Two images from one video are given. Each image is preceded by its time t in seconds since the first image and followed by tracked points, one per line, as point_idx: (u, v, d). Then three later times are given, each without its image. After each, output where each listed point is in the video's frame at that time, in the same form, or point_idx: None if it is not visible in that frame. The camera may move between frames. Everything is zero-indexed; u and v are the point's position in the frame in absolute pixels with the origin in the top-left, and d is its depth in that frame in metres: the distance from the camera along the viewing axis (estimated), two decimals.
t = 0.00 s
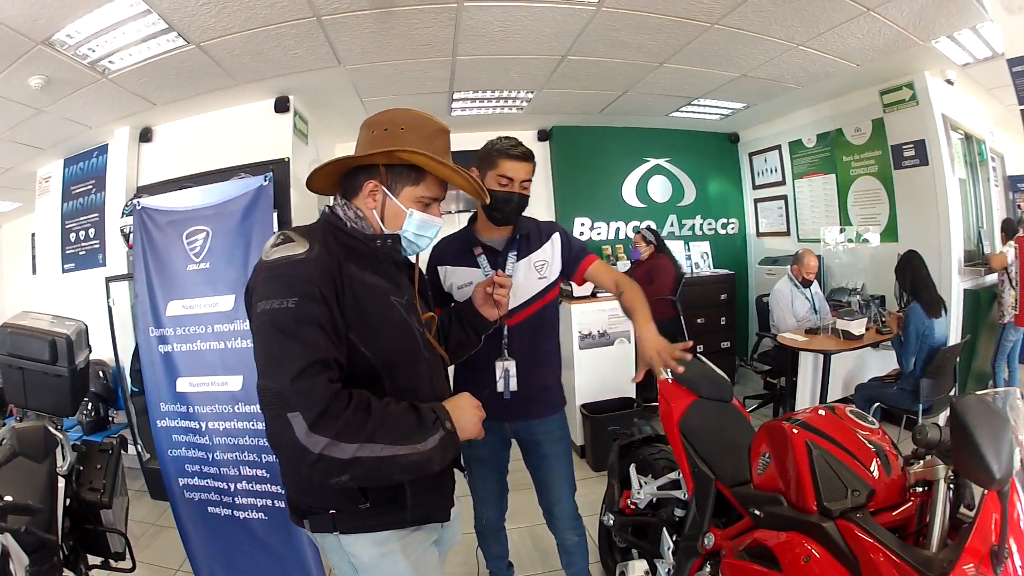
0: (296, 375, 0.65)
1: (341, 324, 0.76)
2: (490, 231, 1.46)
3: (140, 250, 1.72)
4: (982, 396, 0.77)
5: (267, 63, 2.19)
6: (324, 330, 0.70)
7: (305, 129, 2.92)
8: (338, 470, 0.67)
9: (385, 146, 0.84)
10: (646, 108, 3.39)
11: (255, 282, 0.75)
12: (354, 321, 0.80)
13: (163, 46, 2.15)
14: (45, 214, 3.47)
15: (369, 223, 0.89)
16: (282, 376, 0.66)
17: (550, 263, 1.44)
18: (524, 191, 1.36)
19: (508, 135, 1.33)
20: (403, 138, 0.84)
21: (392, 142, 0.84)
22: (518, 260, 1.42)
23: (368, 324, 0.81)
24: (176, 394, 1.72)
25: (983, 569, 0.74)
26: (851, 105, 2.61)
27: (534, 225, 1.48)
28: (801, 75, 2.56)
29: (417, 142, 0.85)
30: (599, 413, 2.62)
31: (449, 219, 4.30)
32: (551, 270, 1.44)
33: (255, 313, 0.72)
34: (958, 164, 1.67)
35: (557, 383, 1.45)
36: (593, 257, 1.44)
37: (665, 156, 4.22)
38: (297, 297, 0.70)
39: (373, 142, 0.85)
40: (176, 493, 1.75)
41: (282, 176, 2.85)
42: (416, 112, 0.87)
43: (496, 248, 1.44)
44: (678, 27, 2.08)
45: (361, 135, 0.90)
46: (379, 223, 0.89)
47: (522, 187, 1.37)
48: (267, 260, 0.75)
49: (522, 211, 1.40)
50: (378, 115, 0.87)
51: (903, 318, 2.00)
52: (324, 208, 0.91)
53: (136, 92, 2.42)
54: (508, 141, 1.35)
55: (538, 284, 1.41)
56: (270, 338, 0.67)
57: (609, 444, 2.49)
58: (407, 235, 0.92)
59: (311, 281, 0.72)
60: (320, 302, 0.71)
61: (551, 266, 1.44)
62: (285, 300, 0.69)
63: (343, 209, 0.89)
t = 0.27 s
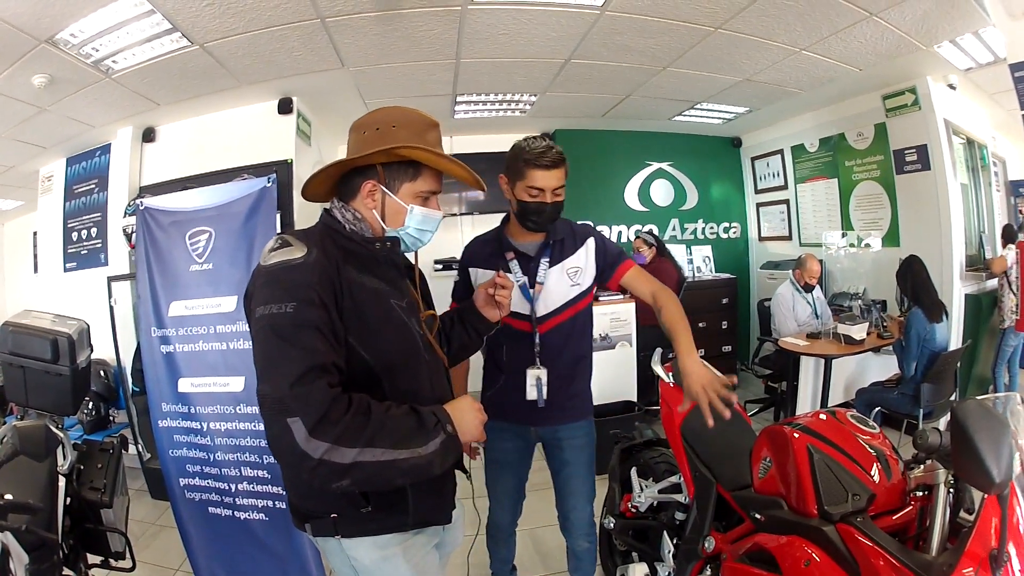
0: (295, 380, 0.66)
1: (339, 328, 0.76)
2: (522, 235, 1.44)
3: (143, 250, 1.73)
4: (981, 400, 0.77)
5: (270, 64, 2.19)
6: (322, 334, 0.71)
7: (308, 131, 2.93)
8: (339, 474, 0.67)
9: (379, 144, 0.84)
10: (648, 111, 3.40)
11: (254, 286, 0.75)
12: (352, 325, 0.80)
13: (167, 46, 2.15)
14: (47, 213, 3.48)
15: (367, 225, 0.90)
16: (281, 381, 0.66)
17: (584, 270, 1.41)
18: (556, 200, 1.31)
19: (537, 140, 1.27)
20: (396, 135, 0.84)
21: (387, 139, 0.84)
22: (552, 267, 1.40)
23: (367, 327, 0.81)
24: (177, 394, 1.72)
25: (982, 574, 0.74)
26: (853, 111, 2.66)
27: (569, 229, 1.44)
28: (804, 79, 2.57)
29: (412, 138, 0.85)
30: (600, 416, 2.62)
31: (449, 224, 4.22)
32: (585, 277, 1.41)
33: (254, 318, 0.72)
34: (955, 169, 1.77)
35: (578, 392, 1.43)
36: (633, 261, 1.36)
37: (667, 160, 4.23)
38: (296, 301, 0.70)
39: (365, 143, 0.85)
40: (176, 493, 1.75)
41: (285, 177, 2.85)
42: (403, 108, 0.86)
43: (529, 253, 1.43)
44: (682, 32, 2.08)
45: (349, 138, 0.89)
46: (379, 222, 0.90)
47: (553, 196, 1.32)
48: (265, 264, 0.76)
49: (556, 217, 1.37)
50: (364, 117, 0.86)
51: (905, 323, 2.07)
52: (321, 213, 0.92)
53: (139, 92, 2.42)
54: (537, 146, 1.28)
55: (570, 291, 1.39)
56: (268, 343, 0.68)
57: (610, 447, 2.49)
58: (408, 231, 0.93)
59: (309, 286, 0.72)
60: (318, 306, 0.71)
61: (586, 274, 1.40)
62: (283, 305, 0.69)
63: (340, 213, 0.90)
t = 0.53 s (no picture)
0: (288, 382, 0.66)
1: (332, 329, 0.76)
2: (544, 235, 1.43)
3: (140, 249, 1.73)
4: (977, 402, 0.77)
5: (269, 64, 2.19)
6: (315, 336, 0.71)
7: (306, 130, 2.93)
8: (332, 476, 0.67)
9: (368, 140, 0.84)
10: (647, 113, 3.41)
11: (247, 288, 0.76)
12: (345, 326, 0.80)
13: (166, 46, 2.13)
14: (44, 211, 3.47)
15: (360, 223, 0.91)
16: (274, 384, 0.66)
17: (602, 278, 1.37)
18: (577, 204, 1.29)
19: (559, 140, 1.24)
20: (383, 130, 0.84)
21: (376, 135, 0.84)
22: (569, 271, 1.38)
23: (360, 328, 0.82)
24: (174, 394, 1.72)
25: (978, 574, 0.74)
26: (852, 113, 2.66)
27: (593, 233, 1.41)
28: (802, 82, 2.57)
29: (400, 132, 0.86)
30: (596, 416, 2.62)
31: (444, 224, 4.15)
32: (604, 285, 1.37)
33: (247, 320, 0.72)
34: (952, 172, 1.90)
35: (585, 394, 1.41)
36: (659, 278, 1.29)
37: (665, 161, 4.24)
38: (289, 303, 0.70)
39: (353, 141, 0.86)
40: (173, 493, 1.75)
41: (283, 177, 2.84)
42: (387, 103, 0.87)
43: (547, 254, 1.43)
44: (680, 34, 2.09)
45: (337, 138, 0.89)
46: (372, 219, 0.90)
47: (574, 199, 1.30)
48: (258, 266, 0.76)
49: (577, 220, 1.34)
50: (352, 115, 0.87)
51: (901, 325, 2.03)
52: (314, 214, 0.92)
53: (138, 90, 2.42)
54: (557, 146, 1.26)
55: (587, 298, 1.37)
56: (261, 344, 0.68)
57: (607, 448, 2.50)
58: (402, 226, 0.94)
59: (301, 287, 0.72)
60: (310, 308, 0.72)
61: (604, 282, 1.37)
62: (276, 307, 0.70)
63: (332, 212, 0.90)
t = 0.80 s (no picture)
0: (272, 381, 0.66)
1: (319, 328, 0.76)
2: (543, 235, 1.44)
3: (133, 248, 1.72)
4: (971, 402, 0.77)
5: (263, 63, 2.19)
6: (301, 335, 0.71)
7: (297, 129, 2.93)
8: (317, 475, 0.67)
9: (356, 139, 0.84)
10: (641, 114, 3.42)
11: (233, 286, 0.75)
12: (332, 326, 0.80)
13: (159, 44, 2.12)
14: (37, 209, 3.45)
15: (347, 222, 0.91)
16: (259, 382, 0.66)
17: (597, 281, 1.35)
18: (573, 204, 1.30)
19: (557, 138, 1.23)
20: (372, 129, 0.84)
21: (364, 133, 0.84)
22: (564, 273, 1.37)
23: (347, 328, 0.81)
24: (166, 392, 1.72)
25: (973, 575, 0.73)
26: (845, 117, 2.50)
27: (592, 234, 1.39)
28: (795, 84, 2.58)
29: (389, 132, 0.86)
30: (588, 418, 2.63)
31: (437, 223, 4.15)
32: (599, 289, 1.36)
33: (233, 318, 0.72)
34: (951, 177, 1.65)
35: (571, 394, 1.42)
36: (656, 284, 1.25)
37: (658, 163, 4.27)
38: (274, 302, 0.70)
39: (341, 140, 0.86)
40: (164, 492, 1.75)
41: (275, 175, 2.85)
42: (379, 103, 0.87)
43: (544, 254, 1.44)
44: (674, 35, 2.09)
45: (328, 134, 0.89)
46: (360, 218, 0.90)
47: (570, 199, 1.30)
48: (245, 264, 0.76)
49: (575, 220, 1.34)
50: (344, 112, 0.87)
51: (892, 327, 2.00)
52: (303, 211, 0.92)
53: (132, 88, 2.41)
54: (556, 145, 1.25)
55: (581, 301, 1.37)
56: (247, 343, 0.68)
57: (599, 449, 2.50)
58: (388, 225, 0.93)
59: (287, 286, 0.72)
60: (296, 306, 0.72)
61: (599, 285, 1.35)
62: (261, 305, 0.70)
63: (321, 211, 0.90)
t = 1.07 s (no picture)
0: (272, 380, 0.66)
1: (319, 327, 0.76)
2: (548, 231, 1.45)
3: (135, 247, 1.73)
4: (974, 402, 0.77)
5: (264, 63, 2.19)
6: (301, 334, 0.71)
7: (300, 130, 2.94)
8: (317, 474, 0.67)
9: (359, 139, 0.84)
10: (642, 114, 3.41)
11: (235, 285, 0.76)
12: (333, 325, 0.80)
13: (161, 43, 2.14)
14: (39, 209, 3.46)
15: (349, 221, 0.91)
16: (259, 381, 0.66)
17: (603, 278, 1.35)
18: (568, 192, 1.31)
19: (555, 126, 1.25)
20: (375, 129, 0.84)
21: (368, 133, 0.84)
22: (569, 270, 1.37)
23: (347, 327, 0.81)
24: (168, 392, 1.72)
25: (976, 574, 0.73)
26: (846, 116, 2.37)
27: (598, 231, 1.39)
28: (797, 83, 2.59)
29: (392, 132, 0.86)
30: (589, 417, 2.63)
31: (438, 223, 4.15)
32: (605, 286, 1.35)
33: (234, 317, 0.72)
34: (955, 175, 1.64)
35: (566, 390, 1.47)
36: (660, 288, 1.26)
37: (659, 162, 4.40)
38: (275, 301, 0.70)
39: (344, 139, 0.86)
40: (167, 492, 1.75)
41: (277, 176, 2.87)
42: (384, 104, 0.87)
43: (549, 251, 1.44)
44: (676, 34, 2.09)
45: (332, 134, 0.89)
46: (362, 218, 0.90)
47: (566, 186, 1.31)
48: (246, 262, 0.76)
49: (574, 211, 1.36)
50: (348, 111, 0.87)
51: (896, 327, 2.01)
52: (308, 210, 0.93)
53: (133, 89, 2.41)
54: (553, 133, 1.26)
55: (586, 298, 1.36)
56: (247, 342, 0.68)
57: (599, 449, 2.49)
58: (390, 226, 0.93)
59: (288, 285, 0.72)
60: (297, 305, 0.72)
61: (605, 283, 1.35)
62: (262, 303, 0.70)
63: (324, 209, 0.91)
